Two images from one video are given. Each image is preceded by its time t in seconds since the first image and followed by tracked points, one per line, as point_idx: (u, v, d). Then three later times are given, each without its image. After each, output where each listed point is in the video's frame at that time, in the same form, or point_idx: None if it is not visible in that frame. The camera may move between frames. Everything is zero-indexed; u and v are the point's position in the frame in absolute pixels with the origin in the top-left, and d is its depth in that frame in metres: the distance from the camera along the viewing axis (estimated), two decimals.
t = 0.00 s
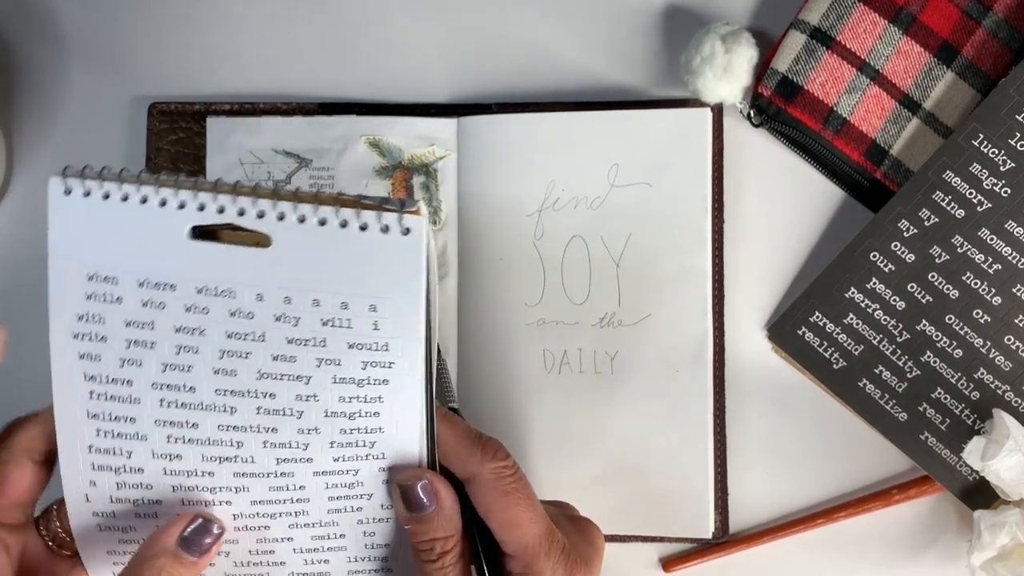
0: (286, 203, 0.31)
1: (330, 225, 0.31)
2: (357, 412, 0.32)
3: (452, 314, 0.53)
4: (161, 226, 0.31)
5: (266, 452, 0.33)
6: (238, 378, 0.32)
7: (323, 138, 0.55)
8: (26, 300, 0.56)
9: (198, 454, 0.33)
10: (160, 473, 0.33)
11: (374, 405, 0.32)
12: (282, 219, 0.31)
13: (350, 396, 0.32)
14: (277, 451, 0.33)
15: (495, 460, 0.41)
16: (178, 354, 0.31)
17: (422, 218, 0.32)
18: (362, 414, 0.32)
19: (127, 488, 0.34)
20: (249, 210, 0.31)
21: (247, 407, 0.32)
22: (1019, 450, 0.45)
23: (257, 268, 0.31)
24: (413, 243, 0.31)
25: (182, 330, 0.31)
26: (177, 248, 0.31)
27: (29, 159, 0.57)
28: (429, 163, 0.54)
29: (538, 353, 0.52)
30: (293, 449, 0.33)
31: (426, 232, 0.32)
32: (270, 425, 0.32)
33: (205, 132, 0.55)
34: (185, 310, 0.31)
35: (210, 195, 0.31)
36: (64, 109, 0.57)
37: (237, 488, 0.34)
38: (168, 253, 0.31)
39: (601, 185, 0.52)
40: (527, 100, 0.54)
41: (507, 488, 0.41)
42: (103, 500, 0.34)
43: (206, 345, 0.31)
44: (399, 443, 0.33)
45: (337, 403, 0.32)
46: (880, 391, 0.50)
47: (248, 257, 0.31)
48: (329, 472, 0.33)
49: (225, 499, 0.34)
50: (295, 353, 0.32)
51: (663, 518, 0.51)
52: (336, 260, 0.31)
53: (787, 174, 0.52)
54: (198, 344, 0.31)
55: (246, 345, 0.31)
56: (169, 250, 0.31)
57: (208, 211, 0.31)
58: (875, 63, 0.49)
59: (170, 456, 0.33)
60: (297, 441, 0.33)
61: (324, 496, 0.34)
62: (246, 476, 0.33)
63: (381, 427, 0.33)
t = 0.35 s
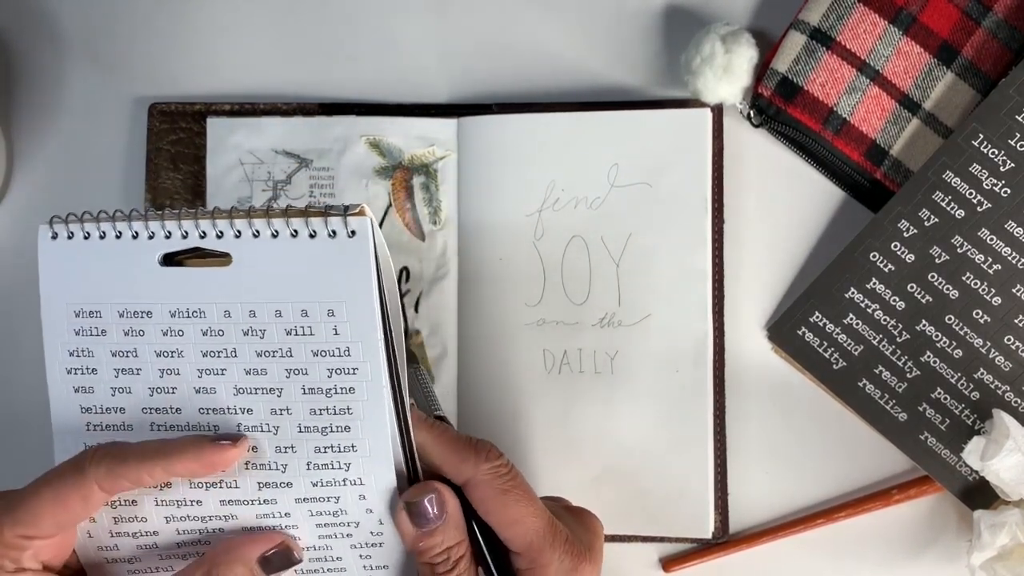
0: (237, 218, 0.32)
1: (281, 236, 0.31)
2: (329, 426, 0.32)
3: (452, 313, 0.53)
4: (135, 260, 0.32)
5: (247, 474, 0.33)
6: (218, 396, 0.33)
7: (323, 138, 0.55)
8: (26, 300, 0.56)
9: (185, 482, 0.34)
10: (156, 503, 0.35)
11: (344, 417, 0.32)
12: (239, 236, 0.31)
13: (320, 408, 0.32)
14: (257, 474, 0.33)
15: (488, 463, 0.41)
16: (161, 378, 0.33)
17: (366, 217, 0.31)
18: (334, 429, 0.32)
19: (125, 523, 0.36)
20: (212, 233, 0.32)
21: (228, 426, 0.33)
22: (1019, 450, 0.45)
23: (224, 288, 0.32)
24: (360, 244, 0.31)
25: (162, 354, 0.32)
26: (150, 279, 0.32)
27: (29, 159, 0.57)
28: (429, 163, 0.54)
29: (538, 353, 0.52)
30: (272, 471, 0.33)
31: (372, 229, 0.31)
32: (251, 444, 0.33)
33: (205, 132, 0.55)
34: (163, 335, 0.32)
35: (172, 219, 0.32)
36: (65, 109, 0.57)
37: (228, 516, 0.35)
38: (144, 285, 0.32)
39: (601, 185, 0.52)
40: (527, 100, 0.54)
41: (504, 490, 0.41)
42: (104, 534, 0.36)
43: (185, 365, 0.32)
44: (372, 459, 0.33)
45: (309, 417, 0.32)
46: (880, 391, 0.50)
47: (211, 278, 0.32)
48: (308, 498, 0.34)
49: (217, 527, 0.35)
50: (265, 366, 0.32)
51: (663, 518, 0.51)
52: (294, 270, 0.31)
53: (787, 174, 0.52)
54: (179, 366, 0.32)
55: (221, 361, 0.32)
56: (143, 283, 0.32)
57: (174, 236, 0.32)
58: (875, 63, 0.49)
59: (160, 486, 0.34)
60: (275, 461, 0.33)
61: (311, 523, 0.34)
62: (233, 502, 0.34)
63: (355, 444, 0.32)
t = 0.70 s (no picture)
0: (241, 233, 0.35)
1: (280, 243, 0.34)
2: (305, 427, 0.32)
3: (452, 313, 0.53)
4: (137, 276, 0.35)
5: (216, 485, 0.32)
6: (201, 400, 0.33)
7: (324, 138, 0.55)
8: (25, 300, 0.56)
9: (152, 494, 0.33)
10: (122, 519, 0.34)
11: (321, 417, 0.32)
12: (241, 246, 0.34)
13: (299, 408, 0.32)
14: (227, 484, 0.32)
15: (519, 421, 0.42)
16: (150, 385, 0.34)
17: (359, 222, 0.34)
18: (310, 430, 0.32)
19: (92, 537, 0.35)
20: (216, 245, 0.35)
21: (206, 432, 0.33)
22: (1018, 450, 0.45)
23: (222, 296, 0.34)
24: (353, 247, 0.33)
25: (155, 360, 0.34)
26: (151, 290, 0.35)
27: (28, 159, 0.57)
28: (429, 163, 0.54)
29: (538, 353, 0.52)
30: (244, 478, 0.32)
31: (365, 235, 0.34)
32: (225, 452, 0.33)
33: (205, 132, 0.55)
34: (158, 342, 0.34)
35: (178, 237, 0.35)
36: (64, 109, 0.57)
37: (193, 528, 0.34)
38: (145, 298, 0.35)
39: (601, 185, 0.52)
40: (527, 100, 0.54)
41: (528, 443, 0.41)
42: (72, 546, 0.36)
43: (174, 369, 0.34)
44: (343, 462, 0.31)
45: (287, 419, 0.32)
46: (880, 391, 0.50)
47: (211, 286, 0.34)
48: (275, 509, 0.32)
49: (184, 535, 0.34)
50: (251, 367, 0.33)
51: (663, 518, 0.51)
52: (290, 274, 0.34)
53: (787, 174, 0.52)
54: (168, 372, 0.34)
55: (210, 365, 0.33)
56: (146, 293, 0.35)
57: (177, 251, 0.35)
58: (875, 63, 0.49)
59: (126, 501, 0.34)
60: (247, 468, 0.32)
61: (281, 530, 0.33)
62: (198, 517, 0.33)
63: (327, 447, 0.32)
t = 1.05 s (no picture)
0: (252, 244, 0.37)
1: (291, 253, 0.37)
2: (307, 411, 0.33)
3: (452, 313, 0.53)
4: (149, 280, 0.37)
5: (217, 466, 0.33)
6: (205, 390, 0.35)
7: (324, 138, 0.55)
8: (25, 299, 0.56)
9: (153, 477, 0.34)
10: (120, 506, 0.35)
11: (323, 401, 0.33)
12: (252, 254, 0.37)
13: (301, 394, 0.34)
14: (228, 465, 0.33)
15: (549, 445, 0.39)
16: (154, 376, 0.35)
17: (366, 234, 0.37)
18: (311, 413, 0.33)
19: (92, 521, 0.36)
20: (229, 253, 0.37)
21: (209, 419, 0.34)
22: (1018, 449, 0.45)
23: (229, 296, 0.36)
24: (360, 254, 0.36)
25: (160, 355, 0.36)
26: (160, 293, 0.36)
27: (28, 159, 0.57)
28: (429, 163, 0.54)
29: (538, 353, 0.52)
30: (244, 460, 0.33)
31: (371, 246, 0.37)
32: (227, 436, 0.34)
33: (206, 133, 0.55)
34: (165, 337, 0.36)
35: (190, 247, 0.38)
36: (64, 109, 0.57)
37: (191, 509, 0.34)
38: (154, 298, 0.36)
39: (601, 185, 0.52)
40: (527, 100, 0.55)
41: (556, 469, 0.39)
42: (73, 528, 0.37)
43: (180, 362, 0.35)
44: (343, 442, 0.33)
45: (289, 404, 0.34)
46: (880, 391, 0.50)
47: (220, 289, 0.36)
48: (273, 489, 0.33)
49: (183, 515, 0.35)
50: (257, 359, 0.35)
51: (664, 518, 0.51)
52: (297, 276, 0.36)
53: (786, 174, 0.52)
54: (173, 365, 0.35)
55: (215, 358, 0.35)
56: (155, 294, 0.37)
57: (189, 258, 0.37)
58: (875, 63, 0.49)
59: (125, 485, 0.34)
60: (248, 450, 0.33)
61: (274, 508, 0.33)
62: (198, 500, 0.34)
63: (328, 429, 0.33)
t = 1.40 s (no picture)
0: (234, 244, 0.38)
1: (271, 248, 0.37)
2: (278, 391, 0.33)
3: (452, 313, 0.53)
4: (131, 279, 0.38)
5: (194, 452, 0.33)
6: (175, 373, 0.34)
7: (324, 138, 0.55)
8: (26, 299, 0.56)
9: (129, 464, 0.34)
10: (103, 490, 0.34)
11: (294, 381, 0.33)
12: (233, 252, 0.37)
13: (273, 374, 0.33)
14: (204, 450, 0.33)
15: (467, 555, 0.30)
16: (126, 362, 0.35)
17: (346, 232, 0.38)
18: (282, 393, 0.33)
19: (77, 507, 0.36)
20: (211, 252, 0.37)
21: (178, 402, 0.34)
22: (1018, 450, 0.45)
23: (206, 286, 0.36)
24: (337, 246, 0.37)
25: (133, 343, 0.35)
26: (142, 289, 0.37)
27: (29, 159, 0.57)
28: (430, 163, 0.54)
29: (538, 353, 0.52)
30: (218, 444, 0.33)
31: (350, 242, 0.38)
32: (199, 419, 0.33)
33: (206, 133, 0.55)
34: (141, 327, 0.36)
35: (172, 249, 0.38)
36: (64, 109, 0.57)
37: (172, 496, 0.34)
38: (134, 294, 0.37)
39: (601, 185, 0.52)
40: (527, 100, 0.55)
41: None
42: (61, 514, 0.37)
43: (153, 348, 0.35)
44: (316, 421, 0.32)
45: (260, 385, 0.33)
46: (880, 391, 0.49)
47: (198, 283, 0.36)
48: (252, 472, 0.32)
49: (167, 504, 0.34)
50: (229, 343, 0.34)
51: (664, 518, 0.51)
52: (275, 267, 0.36)
53: (787, 175, 0.52)
54: (146, 352, 0.35)
55: (188, 343, 0.35)
56: (138, 290, 0.37)
57: (172, 258, 0.38)
58: (875, 63, 0.49)
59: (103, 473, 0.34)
60: (221, 434, 0.33)
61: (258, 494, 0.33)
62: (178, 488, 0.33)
63: (300, 409, 0.32)
